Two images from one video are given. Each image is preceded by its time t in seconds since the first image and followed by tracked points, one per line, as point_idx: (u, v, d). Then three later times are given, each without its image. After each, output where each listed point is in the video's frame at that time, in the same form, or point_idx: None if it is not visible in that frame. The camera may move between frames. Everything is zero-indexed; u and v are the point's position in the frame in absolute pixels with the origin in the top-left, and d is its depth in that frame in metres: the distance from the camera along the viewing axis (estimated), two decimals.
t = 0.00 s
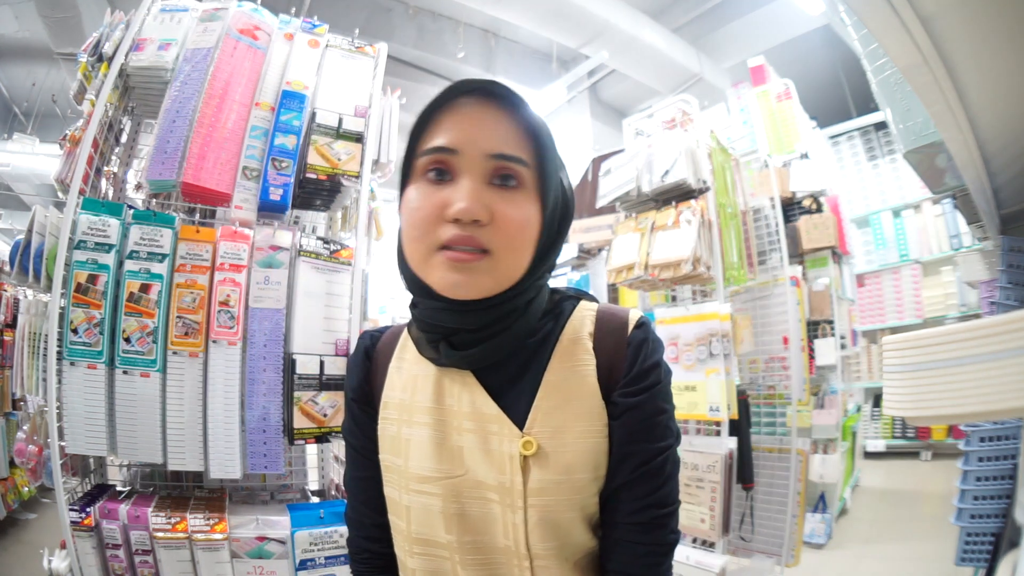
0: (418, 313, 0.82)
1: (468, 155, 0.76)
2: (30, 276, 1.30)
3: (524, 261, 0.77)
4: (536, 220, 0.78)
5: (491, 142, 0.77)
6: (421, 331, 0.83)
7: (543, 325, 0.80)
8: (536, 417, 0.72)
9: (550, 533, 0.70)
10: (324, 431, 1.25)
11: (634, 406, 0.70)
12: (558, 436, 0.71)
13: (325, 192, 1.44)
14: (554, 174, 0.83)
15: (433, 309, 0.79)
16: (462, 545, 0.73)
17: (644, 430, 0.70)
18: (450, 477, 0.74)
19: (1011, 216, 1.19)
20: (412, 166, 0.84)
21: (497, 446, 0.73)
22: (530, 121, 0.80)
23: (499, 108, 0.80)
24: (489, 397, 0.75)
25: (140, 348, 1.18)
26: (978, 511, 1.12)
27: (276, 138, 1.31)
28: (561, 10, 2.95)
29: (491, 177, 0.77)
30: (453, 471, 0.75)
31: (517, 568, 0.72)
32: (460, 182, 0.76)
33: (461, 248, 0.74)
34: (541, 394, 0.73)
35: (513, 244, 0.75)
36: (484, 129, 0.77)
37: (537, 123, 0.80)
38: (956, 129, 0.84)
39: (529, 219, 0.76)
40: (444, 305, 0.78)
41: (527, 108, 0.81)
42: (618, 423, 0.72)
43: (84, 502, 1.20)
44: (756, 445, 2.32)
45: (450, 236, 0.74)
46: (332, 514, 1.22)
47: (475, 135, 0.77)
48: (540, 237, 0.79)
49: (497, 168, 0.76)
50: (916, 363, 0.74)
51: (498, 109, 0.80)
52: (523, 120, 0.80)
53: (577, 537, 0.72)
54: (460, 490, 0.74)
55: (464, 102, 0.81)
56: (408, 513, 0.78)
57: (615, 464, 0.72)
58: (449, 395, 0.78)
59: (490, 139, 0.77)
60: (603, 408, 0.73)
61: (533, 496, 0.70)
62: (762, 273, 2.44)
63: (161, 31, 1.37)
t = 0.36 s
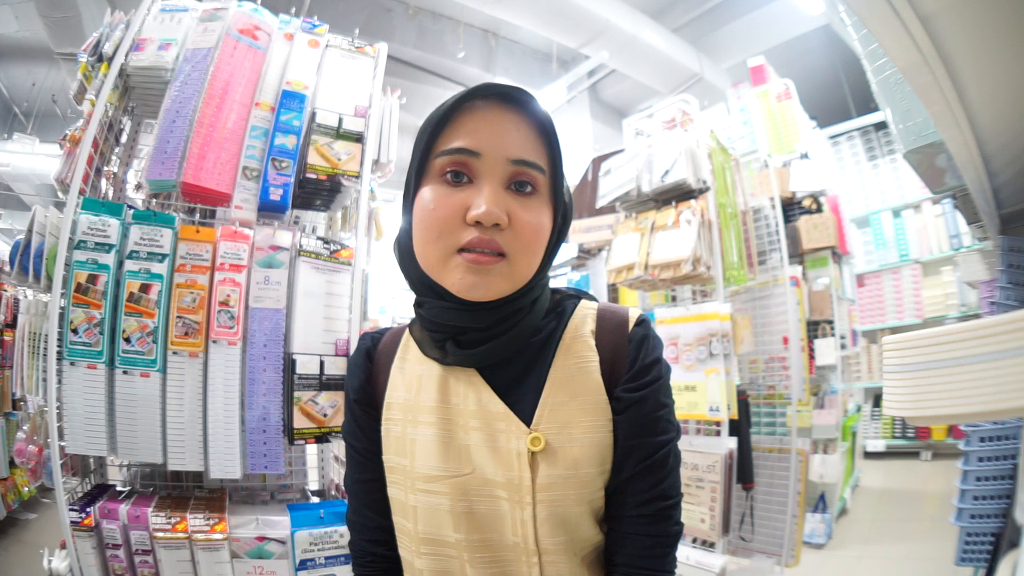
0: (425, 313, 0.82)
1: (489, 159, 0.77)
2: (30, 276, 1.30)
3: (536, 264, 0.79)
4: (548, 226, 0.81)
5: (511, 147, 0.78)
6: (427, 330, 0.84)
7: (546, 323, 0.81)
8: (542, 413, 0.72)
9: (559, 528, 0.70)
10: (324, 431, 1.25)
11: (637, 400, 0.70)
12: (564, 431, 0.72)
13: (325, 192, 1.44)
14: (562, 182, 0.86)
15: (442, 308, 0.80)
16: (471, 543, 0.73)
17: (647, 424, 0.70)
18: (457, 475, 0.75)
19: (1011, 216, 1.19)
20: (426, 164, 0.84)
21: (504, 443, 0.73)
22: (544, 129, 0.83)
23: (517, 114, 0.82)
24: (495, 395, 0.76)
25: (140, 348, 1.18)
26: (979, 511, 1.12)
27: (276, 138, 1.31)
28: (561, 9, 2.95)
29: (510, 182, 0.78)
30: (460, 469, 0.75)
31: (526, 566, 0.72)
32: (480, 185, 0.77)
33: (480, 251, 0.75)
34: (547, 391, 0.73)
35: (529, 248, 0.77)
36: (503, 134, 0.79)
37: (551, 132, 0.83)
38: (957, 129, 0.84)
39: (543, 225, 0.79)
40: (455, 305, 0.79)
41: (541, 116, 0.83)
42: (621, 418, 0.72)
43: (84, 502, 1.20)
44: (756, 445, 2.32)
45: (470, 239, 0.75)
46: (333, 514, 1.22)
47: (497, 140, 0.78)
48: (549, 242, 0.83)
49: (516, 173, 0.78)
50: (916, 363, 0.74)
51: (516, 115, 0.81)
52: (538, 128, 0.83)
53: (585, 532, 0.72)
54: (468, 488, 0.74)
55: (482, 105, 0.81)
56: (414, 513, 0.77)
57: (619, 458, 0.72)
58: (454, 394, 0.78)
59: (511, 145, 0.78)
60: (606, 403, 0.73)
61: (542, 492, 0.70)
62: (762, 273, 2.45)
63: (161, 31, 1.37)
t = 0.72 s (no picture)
0: (426, 313, 0.82)
1: (492, 165, 0.77)
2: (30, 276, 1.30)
3: (537, 270, 0.79)
4: (550, 232, 0.81)
5: (513, 154, 0.78)
6: (427, 330, 0.84)
7: (544, 326, 0.81)
8: (537, 415, 0.72)
9: (551, 529, 0.70)
10: (324, 431, 1.25)
11: (631, 405, 0.70)
12: (559, 433, 0.72)
13: (325, 192, 1.44)
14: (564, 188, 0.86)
15: (443, 309, 0.80)
16: (464, 541, 0.73)
17: (640, 429, 0.70)
18: (453, 474, 0.75)
19: (1011, 215, 1.19)
20: (430, 170, 0.84)
21: (500, 443, 0.73)
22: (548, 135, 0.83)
23: (521, 120, 0.82)
24: (493, 397, 0.76)
25: (140, 348, 1.18)
26: (980, 512, 1.13)
27: (276, 138, 1.31)
28: (561, 9, 2.95)
29: (512, 188, 0.78)
30: (455, 468, 0.75)
31: (518, 566, 0.72)
32: (483, 191, 0.77)
33: (480, 256, 0.76)
34: (542, 393, 0.73)
35: (530, 254, 0.77)
36: (506, 141, 0.79)
37: (554, 137, 0.83)
38: (957, 129, 0.84)
39: (544, 230, 0.79)
40: (456, 307, 0.79)
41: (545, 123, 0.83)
42: (615, 421, 0.72)
43: (84, 502, 1.20)
44: (756, 445, 2.32)
45: (471, 244, 0.75)
46: (333, 514, 1.22)
47: (500, 146, 0.78)
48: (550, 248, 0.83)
49: (519, 180, 0.78)
50: (915, 363, 0.75)
51: (519, 121, 0.81)
52: (541, 133, 0.83)
53: (576, 533, 0.72)
54: (463, 486, 0.74)
55: (486, 111, 0.81)
56: (411, 510, 0.77)
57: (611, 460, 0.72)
58: (453, 394, 0.78)
59: (514, 152, 0.78)
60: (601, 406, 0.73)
61: (535, 492, 0.70)
62: (762, 273, 2.44)
63: (161, 31, 1.37)
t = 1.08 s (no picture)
0: (427, 313, 0.83)
1: (490, 165, 0.77)
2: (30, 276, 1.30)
3: (537, 268, 0.79)
4: (549, 230, 0.80)
5: (511, 153, 0.78)
6: (428, 330, 0.84)
7: (544, 327, 0.81)
8: (536, 414, 0.72)
9: (550, 527, 0.70)
10: (324, 431, 1.25)
11: (629, 405, 0.71)
12: (558, 432, 0.72)
13: (325, 192, 1.44)
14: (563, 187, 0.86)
15: (444, 309, 0.80)
16: (463, 538, 0.73)
17: (638, 429, 0.71)
18: (452, 472, 0.75)
19: (1011, 215, 1.18)
20: (429, 171, 0.84)
21: (500, 442, 0.73)
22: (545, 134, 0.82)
23: (519, 121, 0.82)
24: (493, 396, 0.76)
25: (140, 348, 1.18)
26: (979, 512, 1.13)
27: (276, 138, 1.31)
28: (561, 9, 2.94)
29: (510, 188, 0.78)
30: (455, 466, 0.75)
31: (516, 564, 0.72)
32: (481, 191, 0.77)
33: (481, 254, 0.76)
34: (542, 392, 0.73)
35: (530, 252, 0.77)
36: (504, 141, 0.79)
37: (551, 136, 0.83)
38: (957, 129, 0.84)
39: (543, 229, 0.79)
40: (456, 307, 0.79)
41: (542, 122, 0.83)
42: (613, 421, 0.72)
43: (84, 502, 1.20)
44: (756, 445, 2.32)
45: (471, 243, 0.75)
46: (332, 514, 1.22)
47: (498, 146, 0.78)
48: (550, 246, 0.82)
49: (517, 179, 0.78)
50: (915, 363, 0.74)
51: (516, 121, 0.81)
52: (538, 132, 0.83)
53: (574, 531, 0.72)
54: (463, 485, 0.74)
55: (483, 112, 0.81)
56: (412, 509, 0.77)
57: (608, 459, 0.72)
58: (454, 393, 0.78)
59: (512, 151, 0.78)
60: (599, 406, 0.73)
61: (534, 490, 0.70)
62: (762, 273, 2.44)
63: (161, 31, 1.37)
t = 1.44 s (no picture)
0: (432, 313, 0.83)
1: (496, 168, 0.77)
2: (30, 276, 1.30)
3: (542, 269, 0.79)
4: (554, 231, 0.81)
5: (516, 156, 0.79)
6: (432, 330, 0.84)
7: (547, 326, 0.81)
8: (542, 412, 0.72)
9: (557, 523, 0.70)
10: (324, 430, 1.25)
11: (631, 401, 0.71)
12: (564, 429, 0.72)
13: (325, 192, 1.44)
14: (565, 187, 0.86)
15: (449, 309, 0.80)
16: (470, 536, 0.73)
17: (640, 425, 0.71)
18: (458, 471, 0.74)
19: (1011, 215, 1.18)
20: (433, 174, 0.84)
21: (506, 439, 0.73)
22: (547, 136, 0.83)
23: (522, 123, 0.82)
24: (498, 394, 0.76)
25: (141, 348, 1.18)
26: (979, 512, 1.13)
27: (276, 138, 1.31)
28: (561, 9, 2.94)
29: (516, 190, 0.78)
30: (460, 465, 0.75)
31: (523, 562, 0.71)
32: (487, 194, 0.78)
33: (488, 257, 0.75)
34: (547, 390, 0.73)
35: (536, 253, 0.77)
36: (509, 144, 0.79)
37: (554, 137, 0.83)
38: (957, 129, 0.84)
39: (548, 231, 0.79)
40: (463, 307, 0.79)
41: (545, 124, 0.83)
42: (615, 417, 0.72)
43: (84, 502, 1.20)
44: (756, 445, 2.32)
45: (479, 246, 0.75)
46: (333, 514, 1.22)
47: (504, 149, 0.78)
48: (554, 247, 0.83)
49: (522, 182, 0.78)
50: (915, 363, 0.74)
51: (519, 123, 0.81)
52: (541, 134, 0.83)
53: (580, 527, 0.72)
54: (469, 483, 0.74)
55: (487, 115, 0.81)
56: (417, 508, 0.77)
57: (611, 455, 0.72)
58: (458, 393, 0.78)
59: (517, 153, 0.79)
60: (602, 403, 0.74)
61: (541, 486, 0.70)
62: (762, 273, 2.44)
63: (161, 31, 1.37)
